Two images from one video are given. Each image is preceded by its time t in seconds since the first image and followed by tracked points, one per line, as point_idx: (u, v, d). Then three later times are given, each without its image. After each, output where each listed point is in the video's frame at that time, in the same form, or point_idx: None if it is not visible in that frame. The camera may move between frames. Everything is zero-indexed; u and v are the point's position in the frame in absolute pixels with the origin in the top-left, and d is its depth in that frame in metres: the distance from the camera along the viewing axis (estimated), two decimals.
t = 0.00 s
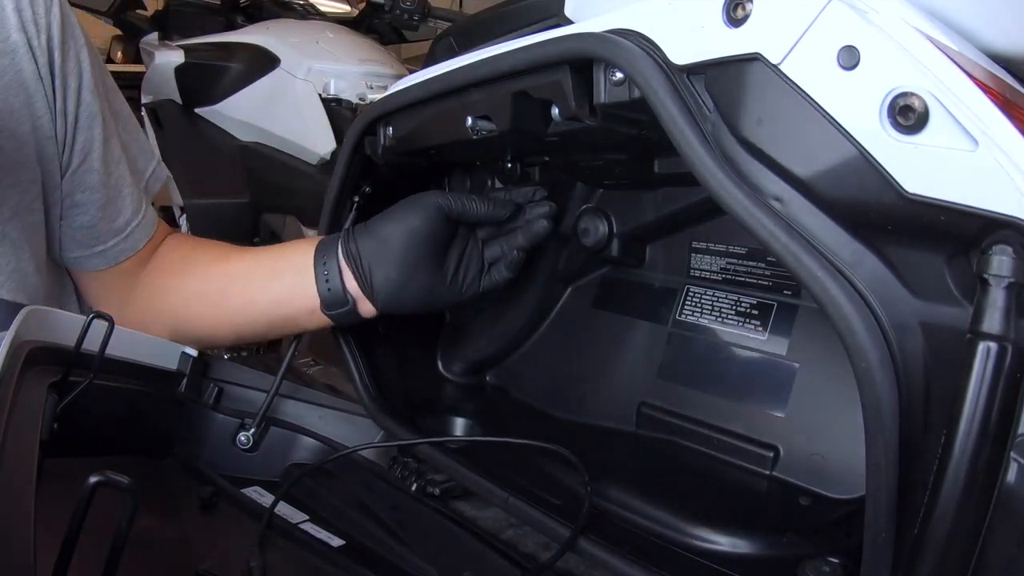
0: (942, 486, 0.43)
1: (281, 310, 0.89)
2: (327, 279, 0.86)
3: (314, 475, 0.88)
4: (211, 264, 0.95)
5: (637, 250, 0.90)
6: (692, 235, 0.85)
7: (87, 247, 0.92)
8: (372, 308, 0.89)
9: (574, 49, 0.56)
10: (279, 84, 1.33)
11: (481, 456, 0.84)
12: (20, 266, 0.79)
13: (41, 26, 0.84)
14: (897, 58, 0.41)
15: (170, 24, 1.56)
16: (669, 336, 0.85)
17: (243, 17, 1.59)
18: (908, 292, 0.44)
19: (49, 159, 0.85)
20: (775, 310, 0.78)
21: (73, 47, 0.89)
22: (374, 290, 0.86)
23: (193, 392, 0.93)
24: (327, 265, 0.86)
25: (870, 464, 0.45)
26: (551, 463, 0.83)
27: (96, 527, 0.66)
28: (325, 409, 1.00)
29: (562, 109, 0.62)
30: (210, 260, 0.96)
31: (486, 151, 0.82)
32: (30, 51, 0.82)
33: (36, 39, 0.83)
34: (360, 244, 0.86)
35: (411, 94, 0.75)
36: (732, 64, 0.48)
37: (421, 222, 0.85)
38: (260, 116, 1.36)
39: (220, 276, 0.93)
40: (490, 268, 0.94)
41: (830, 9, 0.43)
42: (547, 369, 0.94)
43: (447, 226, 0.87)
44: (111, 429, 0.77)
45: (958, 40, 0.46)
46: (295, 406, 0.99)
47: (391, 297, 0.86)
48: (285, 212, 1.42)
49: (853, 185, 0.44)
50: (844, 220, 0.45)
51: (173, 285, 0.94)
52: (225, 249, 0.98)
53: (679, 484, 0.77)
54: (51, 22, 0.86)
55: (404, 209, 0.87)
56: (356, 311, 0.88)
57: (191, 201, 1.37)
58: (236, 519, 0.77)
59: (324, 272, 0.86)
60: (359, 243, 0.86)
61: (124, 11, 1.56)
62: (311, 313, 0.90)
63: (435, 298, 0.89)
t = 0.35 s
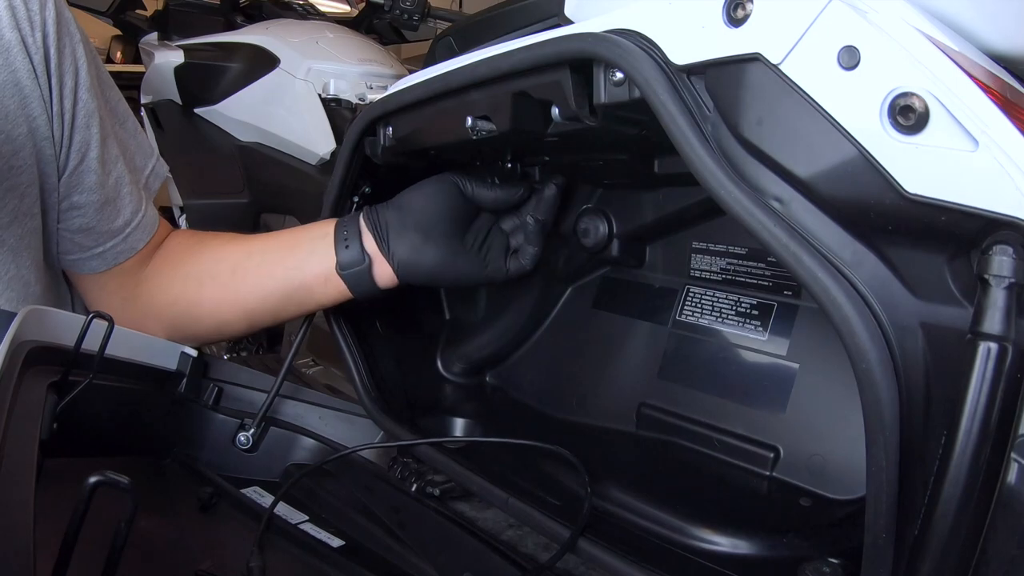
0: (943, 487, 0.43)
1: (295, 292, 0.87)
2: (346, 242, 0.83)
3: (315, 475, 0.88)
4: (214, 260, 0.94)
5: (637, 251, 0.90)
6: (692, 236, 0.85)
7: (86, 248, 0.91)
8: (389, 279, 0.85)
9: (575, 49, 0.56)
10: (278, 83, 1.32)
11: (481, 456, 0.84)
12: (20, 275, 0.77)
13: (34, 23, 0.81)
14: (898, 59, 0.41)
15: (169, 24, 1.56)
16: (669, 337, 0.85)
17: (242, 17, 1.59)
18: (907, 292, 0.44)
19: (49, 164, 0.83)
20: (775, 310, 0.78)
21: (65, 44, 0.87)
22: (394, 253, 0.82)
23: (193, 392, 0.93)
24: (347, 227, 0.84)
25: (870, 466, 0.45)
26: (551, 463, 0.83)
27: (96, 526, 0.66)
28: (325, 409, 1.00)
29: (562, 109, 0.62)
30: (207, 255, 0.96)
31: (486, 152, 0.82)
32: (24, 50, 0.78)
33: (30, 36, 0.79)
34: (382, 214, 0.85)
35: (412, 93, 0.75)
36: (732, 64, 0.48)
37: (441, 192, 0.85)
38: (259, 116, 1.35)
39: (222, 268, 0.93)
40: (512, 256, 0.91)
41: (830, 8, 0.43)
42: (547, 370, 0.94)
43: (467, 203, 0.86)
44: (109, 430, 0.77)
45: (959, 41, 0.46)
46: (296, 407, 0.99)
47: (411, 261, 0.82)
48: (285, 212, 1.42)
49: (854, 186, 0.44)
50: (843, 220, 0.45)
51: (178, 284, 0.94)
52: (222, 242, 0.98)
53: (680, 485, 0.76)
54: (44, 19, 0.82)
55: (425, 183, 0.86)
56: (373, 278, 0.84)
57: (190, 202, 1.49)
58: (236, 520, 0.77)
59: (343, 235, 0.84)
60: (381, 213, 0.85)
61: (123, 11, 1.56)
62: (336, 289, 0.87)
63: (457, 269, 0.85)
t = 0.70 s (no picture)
0: (943, 488, 0.43)
1: (302, 290, 0.87)
2: (357, 238, 0.83)
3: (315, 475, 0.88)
4: (221, 257, 0.94)
5: (637, 251, 0.90)
6: (691, 236, 0.85)
7: (77, 241, 0.91)
8: (399, 274, 0.85)
9: (575, 49, 0.56)
10: (278, 83, 1.32)
11: (480, 456, 0.84)
12: (12, 272, 0.76)
13: (25, 13, 0.80)
14: (898, 59, 0.41)
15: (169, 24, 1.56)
16: (669, 337, 0.85)
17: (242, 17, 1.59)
18: (907, 292, 0.44)
19: (39, 154, 0.83)
20: (776, 310, 0.78)
21: (57, 35, 0.87)
22: (403, 246, 0.82)
23: (193, 393, 0.93)
24: (358, 227, 0.85)
25: (870, 466, 0.45)
26: (551, 463, 0.83)
27: (95, 526, 0.66)
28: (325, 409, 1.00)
29: (562, 109, 0.62)
30: (210, 253, 0.96)
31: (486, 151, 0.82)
32: (14, 40, 0.78)
33: (20, 26, 0.79)
34: (395, 215, 0.86)
35: (412, 92, 0.74)
36: (733, 64, 0.48)
37: (452, 189, 0.86)
38: (259, 116, 1.35)
39: (228, 267, 0.93)
40: (530, 242, 0.88)
41: (831, 8, 0.43)
42: (547, 371, 0.94)
43: (478, 204, 0.87)
44: (109, 429, 0.77)
45: (960, 42, 0.46)
46: (295, 407, 0.99)
47: (421, 248, 0.82)
48: (285, 212, 1.41)
49: (854, 186, 0.44)
50: (843, 221, 0.45)
51: (182, 279, 0.93)
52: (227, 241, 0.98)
53: (680, 485, 0.76)
54: (35, 7, 0.82)
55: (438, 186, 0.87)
56: (382, 271, 0.83)
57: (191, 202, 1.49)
58: (236, 520, 0.76)
59: (355, 232, 0.84)
60: (394, 214, 0.86)
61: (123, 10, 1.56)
62: (346, 286, 0.86)
63: (469, 253, 0.83)
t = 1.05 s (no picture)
0: (944, 489, 0.42)
1: (309, 279, 0.86)
2: (364, 226, 0.83)
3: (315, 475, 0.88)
4: (219, 249, 0.93)
5: (637, 251, 0.90)
6: (691, 237, 0.85)
7: (68, 227, 0.91)
8: (404, 264, 0.84)
9: (575, 49, 0.56)
10: (278, 83, 1.31)
11: (480, 457, 0.83)
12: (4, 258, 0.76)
13: None
14: (898, 58, 0.41)
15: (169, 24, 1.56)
16: (669, 338, 0.85)
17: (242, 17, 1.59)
18: (907, 292, 0.44)
19: (30, 135, 0.84)
20: (776, 311, 0.78)
21: (49, 21, 0.89)
22: (409, 236, 0.82)
23: (193, 393, 0.93)
24: (367, 215, 0.85)
25: (870, 466, 0.45)
26: (551, 464, 0.83)
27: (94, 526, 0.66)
28: (324, 410, 1.00)
29: (562, 109, 0.62)
30: (207, 246, 0.95)
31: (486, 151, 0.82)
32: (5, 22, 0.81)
33: (12, 11, 0.82)
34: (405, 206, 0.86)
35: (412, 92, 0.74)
36: (734, 64, 0.48)
37: (458, 184, 0.86)
38: (259, 116, 1.35)
39: (225, 259, 0.92)
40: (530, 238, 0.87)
41: (831, 8, 0.43)
42: (546, 371, 0.94)
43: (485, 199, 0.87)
44: (108, 430, 0.77)
45: (961, 43, 0.46)
46: (295, 407, 0.99)
47: (426, 239, 0.81)
48: (284, 212, 1.41)
49: (854, 187, 0.44)
50: (844, 222, 0.45)
51: (179, 272, 0.92)
52: (224, 233, 0.97)
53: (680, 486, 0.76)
54: None
55: (447, 180, 0.88)
56: (387, 259, 0.83)
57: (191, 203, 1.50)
58: (235, 520, 0.76)
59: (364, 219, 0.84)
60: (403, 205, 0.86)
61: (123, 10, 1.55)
62: (351, 273, 0.86)
63: (471, 247, 0.82)
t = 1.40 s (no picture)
0: (944, 489, 0.42)
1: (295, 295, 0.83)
2: (315, 296, 0.82)
3: (315, 476, 0.88)
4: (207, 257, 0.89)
5: (637, 251, 0.90)
6: (690, 237, 0.85)
7: (75, 227, 0.89)
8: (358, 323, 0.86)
9: (574, 49, 0.56)
10: (278, 83, 1.31)
11: (480, 457, 0.83)
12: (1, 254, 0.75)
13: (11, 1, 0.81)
14: (898, 58, 0.41)
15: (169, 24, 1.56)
16: (669, 338, 0.85)
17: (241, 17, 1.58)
18: (907, 292, 0.44)
19: (31, 136, 0.83)
20: (776, 311, 0.78)
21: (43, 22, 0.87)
22: (359, 309, 0.82)
23: (192, 394, 0.92)
24: (317, 275, 0.82)
25: (871, 467, 0.45)
26: (551, 464, 0.83)
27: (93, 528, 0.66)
28: (323, 410, 1.00)
29: (562, 109, 0.62)
30: (198, 252, 0.91)
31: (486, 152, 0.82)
32: None
33: (6, 13, 0.80)
34: (354, 259, 0.81)
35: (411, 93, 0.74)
36: (734, 64, 0.48)
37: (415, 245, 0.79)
38: (258, 116, 1.35)
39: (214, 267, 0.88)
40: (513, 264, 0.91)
41: (831, 8, 0.43)
42: (546, 372, 0.94)
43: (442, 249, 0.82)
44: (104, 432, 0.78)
45: (960, 42, 0.46)
46: (294, 408, 0.99)
47: (375, 314, 0.82)
48: (284, 212, 1.41)
49: (854, 187, 0.44)
50: (844, 222, 0.45)
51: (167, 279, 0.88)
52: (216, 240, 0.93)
53: (680, 487, 0.76)
54: None
55: (401, 227, 0.80)
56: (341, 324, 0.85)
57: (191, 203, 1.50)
58: (234, 521, 0.76)
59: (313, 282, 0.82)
60: (353, 260, 0.81)
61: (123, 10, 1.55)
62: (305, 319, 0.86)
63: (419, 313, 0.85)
